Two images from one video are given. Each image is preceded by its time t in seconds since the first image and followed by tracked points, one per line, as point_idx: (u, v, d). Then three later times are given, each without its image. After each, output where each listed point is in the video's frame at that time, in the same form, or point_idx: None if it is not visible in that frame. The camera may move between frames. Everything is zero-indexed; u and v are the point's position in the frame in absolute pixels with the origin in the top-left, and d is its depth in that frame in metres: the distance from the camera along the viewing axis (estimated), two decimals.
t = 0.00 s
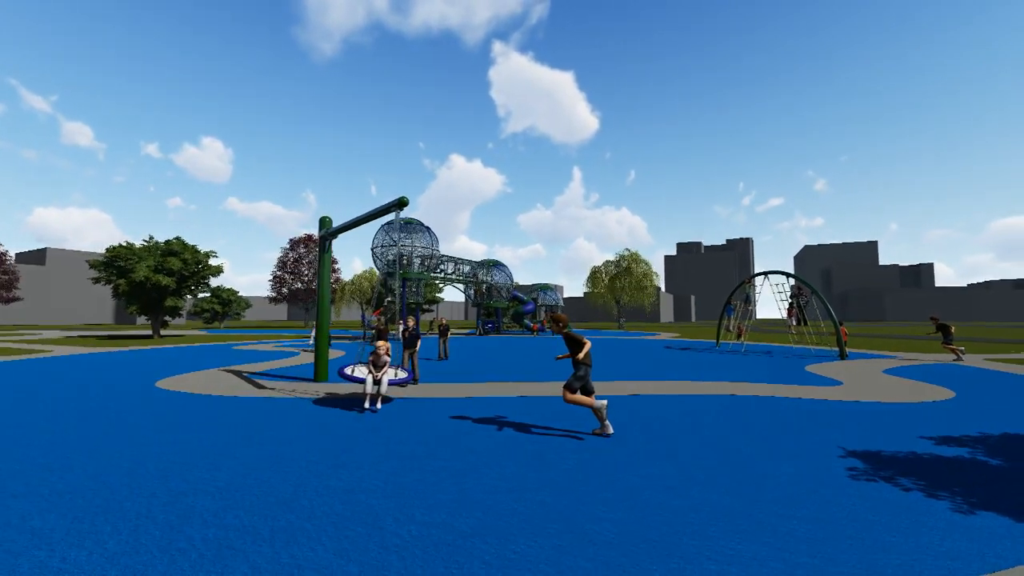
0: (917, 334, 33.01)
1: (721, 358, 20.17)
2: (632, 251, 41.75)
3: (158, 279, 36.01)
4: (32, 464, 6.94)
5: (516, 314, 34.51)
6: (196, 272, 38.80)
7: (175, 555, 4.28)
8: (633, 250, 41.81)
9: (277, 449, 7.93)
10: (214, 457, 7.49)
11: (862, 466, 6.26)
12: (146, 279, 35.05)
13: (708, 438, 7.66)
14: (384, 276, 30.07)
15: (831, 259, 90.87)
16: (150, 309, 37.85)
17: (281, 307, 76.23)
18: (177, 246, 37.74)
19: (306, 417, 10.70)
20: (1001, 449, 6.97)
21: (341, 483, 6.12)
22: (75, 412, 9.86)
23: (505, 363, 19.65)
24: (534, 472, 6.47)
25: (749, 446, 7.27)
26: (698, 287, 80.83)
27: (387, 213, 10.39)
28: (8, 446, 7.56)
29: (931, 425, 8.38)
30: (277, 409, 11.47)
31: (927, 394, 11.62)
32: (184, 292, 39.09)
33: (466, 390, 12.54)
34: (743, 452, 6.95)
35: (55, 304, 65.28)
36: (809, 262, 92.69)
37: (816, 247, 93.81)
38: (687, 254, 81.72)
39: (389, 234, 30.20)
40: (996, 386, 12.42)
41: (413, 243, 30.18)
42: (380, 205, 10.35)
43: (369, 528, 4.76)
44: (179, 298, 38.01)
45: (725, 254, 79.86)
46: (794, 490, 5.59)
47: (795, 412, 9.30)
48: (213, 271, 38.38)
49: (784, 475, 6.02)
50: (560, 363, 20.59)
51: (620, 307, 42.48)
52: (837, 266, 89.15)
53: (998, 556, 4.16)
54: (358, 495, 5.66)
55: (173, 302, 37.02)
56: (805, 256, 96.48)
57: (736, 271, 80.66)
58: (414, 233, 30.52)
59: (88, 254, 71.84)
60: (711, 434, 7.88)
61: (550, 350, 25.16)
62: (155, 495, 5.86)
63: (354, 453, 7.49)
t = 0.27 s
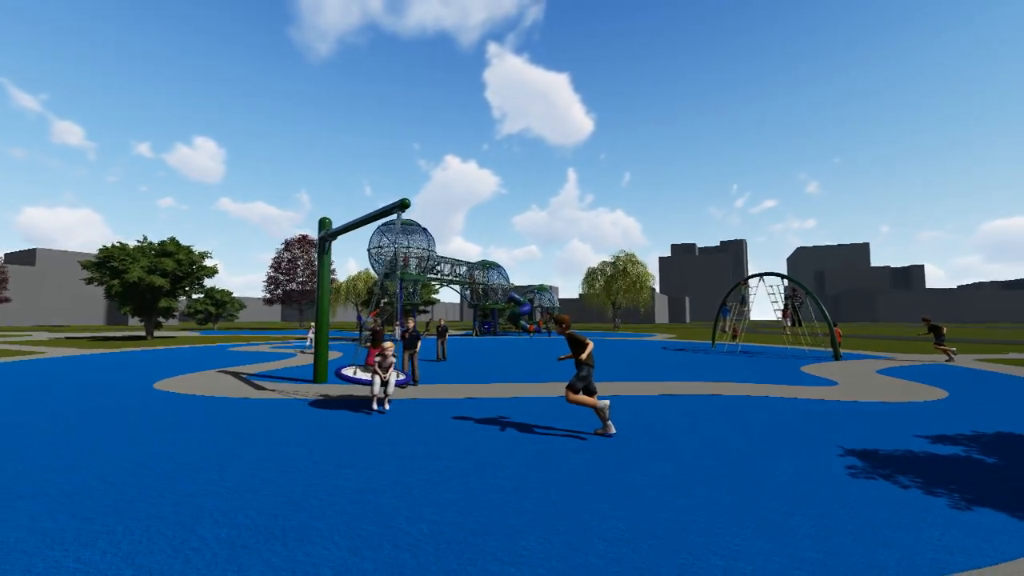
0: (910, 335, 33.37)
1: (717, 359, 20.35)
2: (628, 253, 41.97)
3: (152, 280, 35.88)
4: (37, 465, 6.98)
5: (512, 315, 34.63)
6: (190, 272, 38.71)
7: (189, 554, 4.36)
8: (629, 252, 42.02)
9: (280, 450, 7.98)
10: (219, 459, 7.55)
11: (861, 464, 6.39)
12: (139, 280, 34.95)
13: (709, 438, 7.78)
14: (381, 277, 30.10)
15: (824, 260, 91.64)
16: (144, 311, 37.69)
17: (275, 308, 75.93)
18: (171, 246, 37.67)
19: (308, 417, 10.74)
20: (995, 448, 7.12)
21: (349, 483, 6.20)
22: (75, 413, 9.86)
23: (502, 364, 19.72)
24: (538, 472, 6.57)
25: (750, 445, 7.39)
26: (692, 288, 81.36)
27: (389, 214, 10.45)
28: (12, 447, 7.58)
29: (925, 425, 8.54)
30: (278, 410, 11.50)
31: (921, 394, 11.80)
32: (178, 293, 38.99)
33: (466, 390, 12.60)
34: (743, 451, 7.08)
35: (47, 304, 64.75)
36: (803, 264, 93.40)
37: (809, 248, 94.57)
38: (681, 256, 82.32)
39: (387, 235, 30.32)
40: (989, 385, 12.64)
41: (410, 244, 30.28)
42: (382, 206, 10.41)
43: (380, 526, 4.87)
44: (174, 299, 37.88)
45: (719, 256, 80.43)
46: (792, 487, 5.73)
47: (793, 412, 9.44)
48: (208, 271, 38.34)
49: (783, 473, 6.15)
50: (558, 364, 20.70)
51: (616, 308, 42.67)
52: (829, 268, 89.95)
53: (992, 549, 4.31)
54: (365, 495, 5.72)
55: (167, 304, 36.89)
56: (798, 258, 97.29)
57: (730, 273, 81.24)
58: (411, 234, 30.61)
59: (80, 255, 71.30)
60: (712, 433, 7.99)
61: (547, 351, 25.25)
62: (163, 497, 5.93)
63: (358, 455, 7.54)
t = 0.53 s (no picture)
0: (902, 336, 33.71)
1: (713, 360, 20.50)
2: (624, 254, 42.14)
3: (146, 281, 35.76)
4: (41, 466, 6.99)
5: (509, 316, 34.71)
6: (185, 273, 38.60)
7: (200, 554, 4.43)
8: (624, 254, 42.19)
9: (282, 451, 8.03)
10: (223, 459, 7.59)
11: (858, 463, 6.50)
12: (134, 281, 34.85)
13: (708, 437, 7.88)
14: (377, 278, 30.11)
15: (817, 262, 92.32)
16: (138, 312, 37.53)
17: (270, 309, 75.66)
18: (166, 247, 37.61)
19: (308, 418, 10.76)
20: (986, 446, 7.27)
21: (355, 483, 6.27)
22: (75, 414, 9.87)
23: (500, 366, 19.80)
24: (540, 472, 6.65)
25: (747, 444, 7.51)
26: (687, 290, 81.72)
27: (390, 215, 10.49)
28: (14, 448, 7.59)
29: (919, 424, 8.68)
30: (278, 411, 11.51)
31: (915, 395, 11.96)
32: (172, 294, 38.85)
33: (464, 391, 12.64)
34: (741, 450, 7.20)
35: (39, 305, 64.28)
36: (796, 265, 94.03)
37: (802, 250, 95.19)
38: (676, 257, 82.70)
39: (384, 236, 30.38)
40: (981, 385, 12.83)
41: (407, 245, 30.33)
42: (383, 207, 10.45)
43: (389, 525, 4.95)
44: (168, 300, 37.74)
45: (714, 258, 80.83)
46: (790, 484, 5.86)
47: (790, 411, 9.57)
48: (203, 272, 38.22)
49: (781, 471, 6.28)
50: (555, 365, 20.78)
51: (612, 309, 42.83)
52: (823, 270, 90.59)
53: (988, 544, 4.43)
54: (371, 495, 5.80)
55: (161, 305, 36.74)
56: (792, 260, 97.93)
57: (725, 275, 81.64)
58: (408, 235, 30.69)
59: (73, 255, 70.80)
60: (711, 433, 8.11)
61: (544, 352, 25.34)
62: (169, 497, 5.99)
63: (361, 455, 7.60)
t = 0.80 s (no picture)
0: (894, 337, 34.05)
1: (710, 361, 20.63)
2: (620, 255, 42.29)
3: (140, 282, 35.62)
4: (42, 467, 6.99)
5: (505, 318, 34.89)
6: (180, 274, 38.49)
7: (208, 554, 4.48)
8: (621, 255, 42.34)
9: (284, 452, 8.05)
10: (224, 460, 7.61)
11: (855, 461, 6.61)
12: (128, 281, 34.72)
13: (707, 437, 7.97)
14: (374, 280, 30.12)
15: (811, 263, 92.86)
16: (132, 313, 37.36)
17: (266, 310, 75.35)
18: (161, 248, 37.50)
19: (308, 419, 10.77)
20: (979, 445, 7.40)
21: (358, 484, 6.32)
22: (74, 415, 9.86)
23: (498, 367, 19.84)
24: (543, 471, 6.72)
25: (745, 443, 7.61)
26: (682, 291, 82.07)
27: (390, 216, 10.52)
28: (13, 449, 7.57)
29: (913, 423, 8.81)
30: (276, 412, 11.50)
31: (909, 395, 12.11)
32: (167, 295, 38.70)
33: (464, 392, 12.68)
34: (739, 449, 7.30)
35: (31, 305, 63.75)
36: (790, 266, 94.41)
37: (797, 251, 95.69)
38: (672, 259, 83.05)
39: (380, 236, 30.40)
40: (973, 385, 12.99)
41: (403, 246, 30.36)
42: (383, 208, 10.48)
43: (394, 525, 5.03)
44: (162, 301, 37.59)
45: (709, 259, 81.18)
46: (788, 483, 5.96)
47: (787, 411, 9.68)
48: (198, 273, 38.10)
49: (779, 470, 6.38)
50: (552, 366, 20.86)
51: (608, 310, 42.96)
52: (817, 271, 91.20)
53: (982, 540, 4.53)
54: (374, 495, 5.86)
55: (155, 306, 36.60)
56: (786, 262, 98.53)
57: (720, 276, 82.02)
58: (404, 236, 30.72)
59: (66, 256, 70.26)
60: (709, 433, 8.20)
61: (540, 353, 25.39)
62: (174, 498, 6.02)
63: (363, 456, 7.64)
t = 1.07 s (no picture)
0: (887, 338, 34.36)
1: (706, 361, 20.76)
2: (616, 257, 42.43)
3: (135, 282, 35.50)
4: (43, 467, 6.99)
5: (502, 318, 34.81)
6: (175, 275, 38.38)
7: (214, 554, 4.52)
8: (617, 256, 42.48)
9: (285, 453, 8.07)
10: (226, 460, 7.63)
11: (851, 460, 6.70)
12: (122, 282, 34.59)
13: (706, 436, 8.05)
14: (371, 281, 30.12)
15: (805, 265, 93.43)
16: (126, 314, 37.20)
17: (261, 311, 75.09)
18: (156, 248, 37.40)
19: (308, 420, 10.78)
20: (973, 444, 7.52)
21: (362, 484, 6.36)
22: (73, 416, 9.84)
23: (495, 368, 19.89)
24: (544, 471, 6.78)
25: (744, 443, 7.70)
26: (678, 292, 82.38)
27: (390, 218, 10.56)
28: (13, 451, 7.56)
29: (908, 423, 8.92)
30: (275, 413, 11.51)
31: (904, 395, 12.24)
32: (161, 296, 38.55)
33: (463, 392, 12.72)
34: (738, 449, 7.39)
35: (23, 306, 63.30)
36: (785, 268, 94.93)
37: (791, 252, 96.22)
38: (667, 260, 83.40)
39: (377, 237, 30.42)
40: (965, 386, 13.17)
41: (400, 247, 30.39)
42: (383, 209, 10.52)
43: (400, 525, 5.07)
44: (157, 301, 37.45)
45: (704, 260, 81.53)
46: (786, 481, 6.05)
47: (784, 411, 9.78)
48: (193, 274, 37.99)
49: (777, 469, 6.47)
50: (550, 367, 20.94)
51: (604, 312, 43.08)
52: (811, 272, 91.79)
53: (977, 537, 4.63)
54: (378, 495, 5.90)
55: (150, 306, 36.46)
56: (780, 263, 99.10)
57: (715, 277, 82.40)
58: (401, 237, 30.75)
59: (58, 256, 69.77)
60: (708, 433, 8.28)
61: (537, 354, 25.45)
62: (178, 498, 6.05)
63: (365, 457, 7.67)
